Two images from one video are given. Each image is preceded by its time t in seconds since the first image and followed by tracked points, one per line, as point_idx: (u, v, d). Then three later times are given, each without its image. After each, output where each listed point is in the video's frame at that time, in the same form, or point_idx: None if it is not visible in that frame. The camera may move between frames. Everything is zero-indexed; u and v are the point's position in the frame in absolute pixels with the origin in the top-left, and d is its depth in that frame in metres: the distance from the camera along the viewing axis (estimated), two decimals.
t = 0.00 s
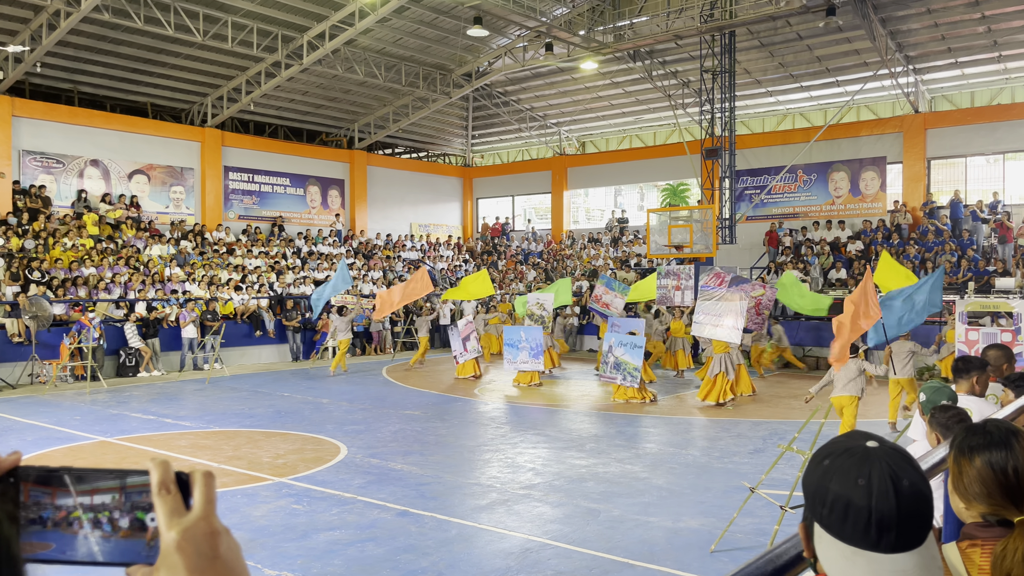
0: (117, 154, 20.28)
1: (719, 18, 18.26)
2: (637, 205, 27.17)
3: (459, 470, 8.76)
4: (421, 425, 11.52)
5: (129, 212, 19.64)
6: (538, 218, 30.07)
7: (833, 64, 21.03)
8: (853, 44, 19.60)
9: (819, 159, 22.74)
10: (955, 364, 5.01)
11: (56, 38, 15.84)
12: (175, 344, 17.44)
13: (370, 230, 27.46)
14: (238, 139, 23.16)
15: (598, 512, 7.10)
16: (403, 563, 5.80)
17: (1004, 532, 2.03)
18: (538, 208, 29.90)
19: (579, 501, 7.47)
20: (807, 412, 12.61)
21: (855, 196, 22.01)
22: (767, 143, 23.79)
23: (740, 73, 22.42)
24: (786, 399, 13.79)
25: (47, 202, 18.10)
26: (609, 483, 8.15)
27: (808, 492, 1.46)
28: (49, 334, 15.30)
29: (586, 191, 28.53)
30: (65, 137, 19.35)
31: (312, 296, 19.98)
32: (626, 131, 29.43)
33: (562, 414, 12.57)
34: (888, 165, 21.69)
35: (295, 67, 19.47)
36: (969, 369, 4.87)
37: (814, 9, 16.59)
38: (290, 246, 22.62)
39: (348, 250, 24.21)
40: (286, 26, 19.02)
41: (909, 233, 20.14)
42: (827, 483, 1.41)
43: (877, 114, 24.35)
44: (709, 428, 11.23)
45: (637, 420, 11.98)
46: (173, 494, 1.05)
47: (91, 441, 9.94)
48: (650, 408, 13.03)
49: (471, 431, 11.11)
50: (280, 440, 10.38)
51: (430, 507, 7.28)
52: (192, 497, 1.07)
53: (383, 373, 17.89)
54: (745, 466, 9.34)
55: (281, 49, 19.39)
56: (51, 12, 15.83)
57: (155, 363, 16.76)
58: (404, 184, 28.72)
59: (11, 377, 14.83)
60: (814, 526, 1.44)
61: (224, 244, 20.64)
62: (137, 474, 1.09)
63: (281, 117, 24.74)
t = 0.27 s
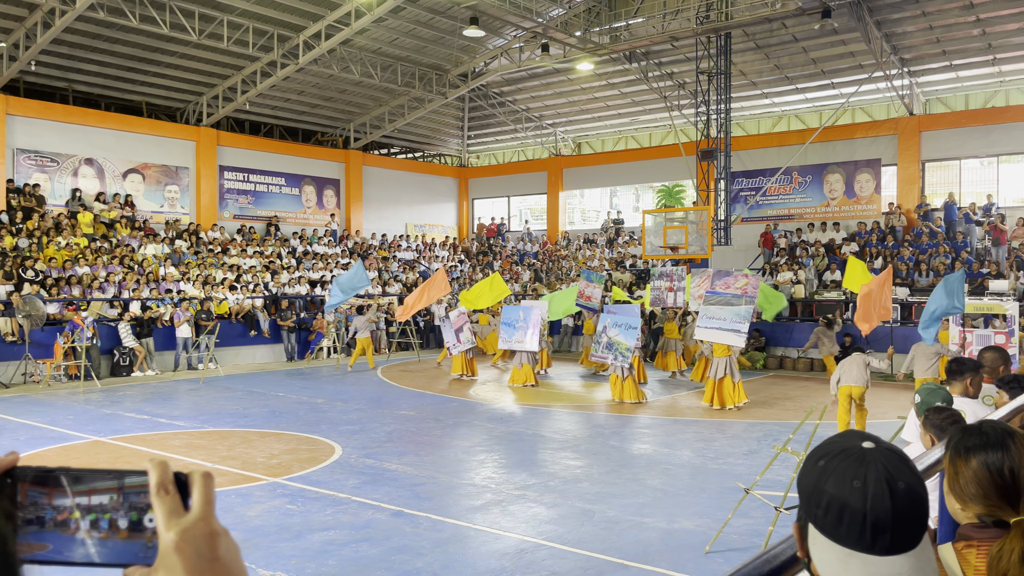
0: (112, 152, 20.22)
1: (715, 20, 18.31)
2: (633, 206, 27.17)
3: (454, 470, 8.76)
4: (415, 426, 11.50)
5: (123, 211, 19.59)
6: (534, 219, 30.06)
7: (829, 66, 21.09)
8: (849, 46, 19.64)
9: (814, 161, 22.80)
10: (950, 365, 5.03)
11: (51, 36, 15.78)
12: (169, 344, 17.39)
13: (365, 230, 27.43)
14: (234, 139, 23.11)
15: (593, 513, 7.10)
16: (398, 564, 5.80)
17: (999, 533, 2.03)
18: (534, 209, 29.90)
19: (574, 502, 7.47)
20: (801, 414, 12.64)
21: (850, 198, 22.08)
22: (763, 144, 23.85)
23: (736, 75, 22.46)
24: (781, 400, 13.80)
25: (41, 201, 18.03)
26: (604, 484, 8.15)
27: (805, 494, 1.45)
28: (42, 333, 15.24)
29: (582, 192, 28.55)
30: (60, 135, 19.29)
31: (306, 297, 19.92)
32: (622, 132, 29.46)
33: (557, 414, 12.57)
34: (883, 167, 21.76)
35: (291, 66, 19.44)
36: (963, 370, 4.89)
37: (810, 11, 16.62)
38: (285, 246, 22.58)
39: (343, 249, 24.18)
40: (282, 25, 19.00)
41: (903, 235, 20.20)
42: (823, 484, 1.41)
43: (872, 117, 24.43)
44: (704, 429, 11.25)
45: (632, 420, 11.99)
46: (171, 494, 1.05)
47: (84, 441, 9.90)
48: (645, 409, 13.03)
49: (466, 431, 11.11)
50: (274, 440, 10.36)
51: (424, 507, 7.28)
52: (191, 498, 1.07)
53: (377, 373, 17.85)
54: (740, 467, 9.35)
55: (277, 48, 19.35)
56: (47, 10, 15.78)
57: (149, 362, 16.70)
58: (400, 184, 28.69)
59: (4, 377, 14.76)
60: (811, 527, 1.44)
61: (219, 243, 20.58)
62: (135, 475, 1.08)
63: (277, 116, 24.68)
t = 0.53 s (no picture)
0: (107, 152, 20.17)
1: (711, 21, 18.33)
2: (629, 207, 27.19)
3: (450, 471, 8.76)
4: (411, 426, 11.49)
5: (118, 210, 19.55)
6: (530, 220, 30.06)
7: (824, 68, 21.16)
8: (845, 48, 19.70)
9: (809, 163, 22.86)
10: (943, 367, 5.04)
11: (47, 35, 15.74)
12: (164, 344, 17.34)
13: (361, 230, 27.41)
14: (230, 139, 23.07)
15: (589, 514, 7.10)
16: (393, 564, 5.79)
17: (994, 534, 2.04)
18: (530, 210, 29.91)
19: (570, 503, 7.47)
20: (797, 414, 12.66)
21: (845, 200, 22.15)
22: (758, 146, 23.89)
23: (732, 76, 22.51)
24: (777, 401, 13.83)
25: (36, 200, 17.98)
26: (599, 485, 8.15)
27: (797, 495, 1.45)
28: (37, 333, 15.19)
29: (578, 193, 28.56)
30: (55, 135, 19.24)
31: (302, 297, 19.88)
32: (618, 133, 29.47)
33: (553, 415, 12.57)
34: (878, 169, 21.81)
35: (287, 66, 19.42)
36: (956, 371, 4.90)
37: (807, 13, 16.67)
38: (281, 246, 22.55)
39: (339, 250, 24.15)
40: (278, 25, 18.98)
41: (898, 236, 20.27)
42: (811, 485, 1.41)
43: (867, 118, 24.49)
44: (700, 430, 11.27)
45: (628, 421, 12.00)
46: (169, 495, 1.04)
47: (79, 441, 9.88)
48: (641, 410, 13.04)
49: (462, 432, 11.11)
50: (269, 440, 10.34)
51: (420, 507, 7.28)
52: (188, 499, 1.06)
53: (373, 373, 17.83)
54: (735, 468, 9.37)
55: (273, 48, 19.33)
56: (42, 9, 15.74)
57: (144, 362, 16.66)
58: (396, 185, 28.67)
59: None
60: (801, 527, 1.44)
61: (214, 243, 20.54)
62: (132, 475, 1.07)
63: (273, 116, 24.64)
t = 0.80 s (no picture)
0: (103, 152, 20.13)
1: (708, 23, 18.37)
2: (625, 208, 27.23)
3: (446, 471, 8.76)
4: (408, 427, 11.49)
5: (115, 211, 19.52)
6: (527, 220, 30.06)
7: (821, 69, 21.22)
8: (841, 50, 19.77)
9: (805, 164, 22.93)
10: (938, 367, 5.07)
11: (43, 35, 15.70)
12: (160, 344, 17.30)
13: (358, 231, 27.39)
14: (227, 139, 23.00)
15: (585, 514, 7.11)
16: (389, 565, 5.79)
17: (990, 535, 2.05)
18: (526, 210, 29.92)
19: (566, 503, 7.48)
20: (793, 415, 12.70)
21: (841, 201, 22.22)
22: (754, 147, 23.94)
23: (729, 78, 22.56)
24: (772, 402, 13.85)
25: (32, 200, 17.93)
26: (596, 486, 8.16)
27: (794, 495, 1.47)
28: (33, 333, 15.16)
29: (575, 194, 28.60)
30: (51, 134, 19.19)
31: (298, 297, 19.87)
32: (615, 134, 29.51)
33: (549, 416, 12.58)
34: (874, 170, 21.87)
35: (284, 66, 19.39)
36: (951, 372, 4.93)
37: (803, 15, 16.71)
38: (277, 247, 22.52)
39: (336, 250, 24.13)
40: (275, 26, 18.96)
41: (894, 238, 20.33)
42: (812, 484, 1.42)
43: (863, 120, 24.55)
44: (696, 431, 11.29)
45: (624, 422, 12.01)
46: (170, 496, 1.05)
47: (75, 441, 9.86)
48: (638, 411, 13.05)
49: (458, 432, 11.11)
50: (265, 441, 10.33)
51: (416, 508, 7.28)
52: (189, 500, 1.06)
53: (370, 374, 17.82)
54: (731, 469, 9.38)
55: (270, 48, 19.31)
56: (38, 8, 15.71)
57: (140, 362, 16.62)
58: (393, 185, 28.65)
59: None
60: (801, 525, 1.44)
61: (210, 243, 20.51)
62: (133, 476, 1.07)
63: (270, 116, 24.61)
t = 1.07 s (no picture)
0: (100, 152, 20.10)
1: (705, 24, 18.39)
2: (622, 209, 27.22)
3: (443, 472, 8.75)
4: (405, 428, 11.48)
5: (111, 211, 19.49)
6: (524, 221, 30.04)
7: (818, 71, 21.26)
8: (838, 52, 19.80)
9: (802, 165, 22.99)
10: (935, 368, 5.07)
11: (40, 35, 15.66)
12: (156, 345, 17.24)
13: (355, 232, 27.38)
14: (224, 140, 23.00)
15: (582, 515, 7.11)
16: (386, 566, 5.79)
17: (986, 537, 2.05)
18: (523, 211, 29.90)
19: (563, 505, 7.48)
20: (789, 416, 12.71)
21: (838, 202, 22.27)
22: (751, 148, 23.96)
23: (726, 79, 22.58)
24: (769, 403, 13.87)
25: (28, 200, 17.89)
26: (592, 487, 8.16)
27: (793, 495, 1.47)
28: (28, 334, 15.12)
29: (572, 195, 28.61)
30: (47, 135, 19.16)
31: (295, 298, 19.83)
32: (612, 135, 29.51)
33: (547, 417, 12.57)
34: (871, 172, 21.92)
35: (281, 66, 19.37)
36: (948, 374, 4.94)
37: (800, 16, 16.72)
38: (274, 248, 22.50)
39: (333, 250, 24.10)
40: (272, 26, 18.95)
41: (891, 239, 20.38)
42: (811, 485, 1.42)
43: (860, 121, 24.59)
44: (693, 432, 11.29)
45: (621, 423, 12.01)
46: (166, 500, 1.05)
47: (71, 442, 9.84)
48: (634, 412, 13.06)
49: (455, 433, 11.11)
50: (262, 442, 10.31)
51: (413, 509, 7.27)
52: (185, 504, 1.06)
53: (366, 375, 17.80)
54: (727, 470, 9.39)
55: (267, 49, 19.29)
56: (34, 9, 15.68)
57: (136, 363, 16.57)
58: (390, 186, 28.64)
59: None
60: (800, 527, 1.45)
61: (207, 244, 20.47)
62: (129, 481, 1.07)
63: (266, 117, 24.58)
